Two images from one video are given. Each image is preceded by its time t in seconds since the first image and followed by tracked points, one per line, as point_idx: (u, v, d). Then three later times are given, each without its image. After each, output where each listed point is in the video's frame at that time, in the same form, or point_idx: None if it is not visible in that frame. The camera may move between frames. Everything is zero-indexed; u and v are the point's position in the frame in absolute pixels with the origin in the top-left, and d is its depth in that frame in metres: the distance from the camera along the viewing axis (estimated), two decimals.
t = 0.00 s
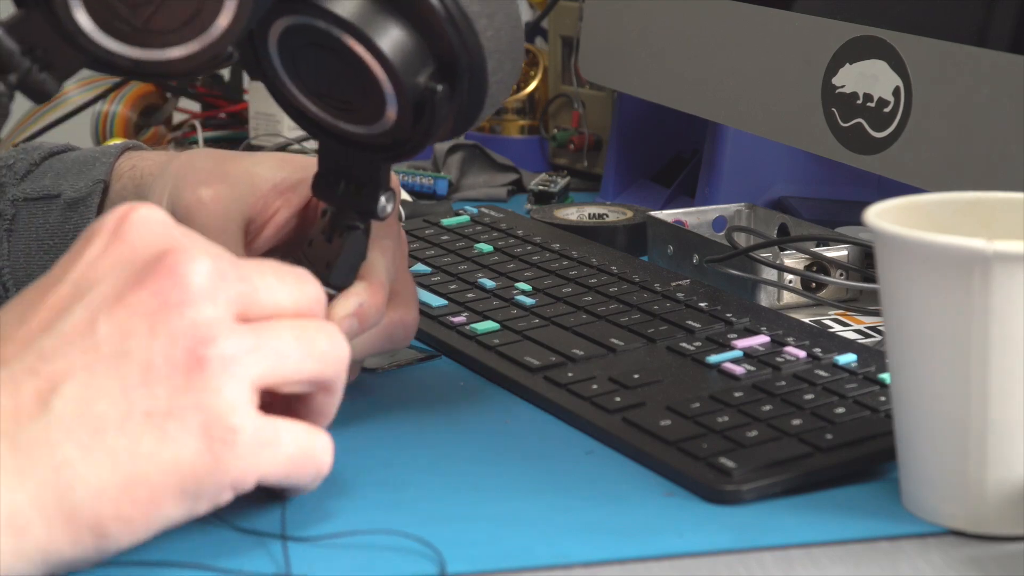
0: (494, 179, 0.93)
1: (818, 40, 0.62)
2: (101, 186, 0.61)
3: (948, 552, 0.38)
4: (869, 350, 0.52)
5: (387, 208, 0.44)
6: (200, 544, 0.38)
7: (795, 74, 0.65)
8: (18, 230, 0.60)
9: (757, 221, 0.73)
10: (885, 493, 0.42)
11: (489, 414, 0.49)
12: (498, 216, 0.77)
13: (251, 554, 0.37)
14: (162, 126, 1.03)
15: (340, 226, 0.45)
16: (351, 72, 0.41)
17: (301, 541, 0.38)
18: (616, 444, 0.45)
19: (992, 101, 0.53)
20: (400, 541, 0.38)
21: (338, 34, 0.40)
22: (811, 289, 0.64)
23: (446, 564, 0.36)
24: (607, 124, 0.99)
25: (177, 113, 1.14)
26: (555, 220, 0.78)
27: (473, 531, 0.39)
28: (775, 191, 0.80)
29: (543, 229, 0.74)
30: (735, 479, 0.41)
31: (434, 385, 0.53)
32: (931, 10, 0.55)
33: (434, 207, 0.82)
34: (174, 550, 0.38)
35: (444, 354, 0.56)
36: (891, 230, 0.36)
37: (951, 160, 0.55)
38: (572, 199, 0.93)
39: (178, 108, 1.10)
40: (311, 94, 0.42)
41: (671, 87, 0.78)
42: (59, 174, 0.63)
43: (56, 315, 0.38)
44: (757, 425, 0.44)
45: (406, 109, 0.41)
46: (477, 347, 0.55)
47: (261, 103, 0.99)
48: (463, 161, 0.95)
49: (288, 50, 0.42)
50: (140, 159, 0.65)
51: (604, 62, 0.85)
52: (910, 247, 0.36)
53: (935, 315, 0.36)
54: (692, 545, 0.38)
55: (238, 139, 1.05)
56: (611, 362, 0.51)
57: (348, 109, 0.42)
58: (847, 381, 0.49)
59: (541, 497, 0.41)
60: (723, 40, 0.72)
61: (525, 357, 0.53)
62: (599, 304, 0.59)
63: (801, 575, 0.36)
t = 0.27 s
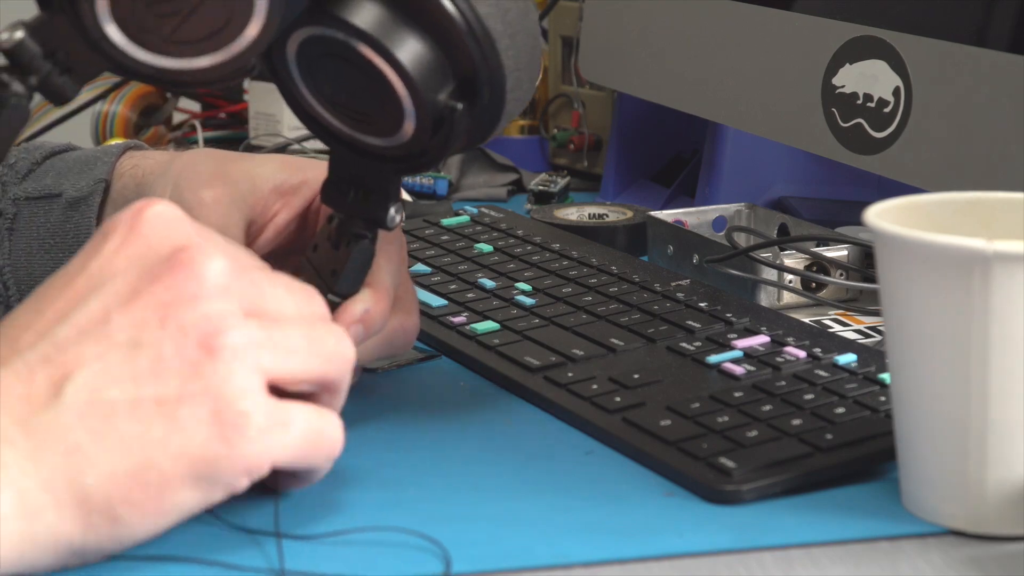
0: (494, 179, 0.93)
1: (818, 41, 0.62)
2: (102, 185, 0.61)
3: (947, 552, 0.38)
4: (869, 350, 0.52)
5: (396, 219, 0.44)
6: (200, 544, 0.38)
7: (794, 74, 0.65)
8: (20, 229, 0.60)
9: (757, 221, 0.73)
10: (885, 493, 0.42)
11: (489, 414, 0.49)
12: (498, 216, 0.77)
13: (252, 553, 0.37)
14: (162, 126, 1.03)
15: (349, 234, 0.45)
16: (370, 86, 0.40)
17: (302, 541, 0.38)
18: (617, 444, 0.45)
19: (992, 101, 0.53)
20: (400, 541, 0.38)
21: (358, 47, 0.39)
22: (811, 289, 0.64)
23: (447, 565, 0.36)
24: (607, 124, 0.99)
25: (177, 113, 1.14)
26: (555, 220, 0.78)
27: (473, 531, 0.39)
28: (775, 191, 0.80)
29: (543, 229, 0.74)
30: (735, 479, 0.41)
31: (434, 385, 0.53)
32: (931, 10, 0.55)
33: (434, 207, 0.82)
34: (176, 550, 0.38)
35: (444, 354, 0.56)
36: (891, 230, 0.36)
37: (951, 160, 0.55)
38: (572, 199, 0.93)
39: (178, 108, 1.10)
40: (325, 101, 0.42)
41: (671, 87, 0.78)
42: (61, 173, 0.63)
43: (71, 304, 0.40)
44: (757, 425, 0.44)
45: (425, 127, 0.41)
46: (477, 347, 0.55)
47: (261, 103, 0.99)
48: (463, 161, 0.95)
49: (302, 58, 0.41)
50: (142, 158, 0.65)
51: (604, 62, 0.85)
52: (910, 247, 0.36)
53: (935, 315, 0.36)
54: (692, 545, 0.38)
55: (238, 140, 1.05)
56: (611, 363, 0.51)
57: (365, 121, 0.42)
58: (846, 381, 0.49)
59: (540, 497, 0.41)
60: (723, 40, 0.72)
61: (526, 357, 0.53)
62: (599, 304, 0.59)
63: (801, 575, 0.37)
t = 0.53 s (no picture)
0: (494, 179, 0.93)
1: (818, 41, 0.62)
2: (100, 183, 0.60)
3: (948, 552, 0.38)
4: (869, 350, 0.52)
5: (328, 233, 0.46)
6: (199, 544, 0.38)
7: (794, 74, 0.65)
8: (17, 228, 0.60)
9: (757, 221, 0.73)
10: (885, 494, 0.42)
11: (489, 414, 0.49)
12: (499, 216, 0.77)
13: (251, 552, 0.37)
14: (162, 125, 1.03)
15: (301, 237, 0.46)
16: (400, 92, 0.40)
17: (302, 541, 0.38)
18: (616, 444, 0.45)
19: (992, 101, 0.53)
20: (399, 540, 0.38)
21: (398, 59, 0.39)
22: (811, 289, 0.64)
23: (446, 564, 0.36)
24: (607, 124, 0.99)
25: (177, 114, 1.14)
26: (555, 220, 0.77)
27: (472, 531, 0.39)
28: (775, 191, 0.80)
29: (543, 229, 0.74)
30: (735, 479, 0.41)
31: (434, 385, 0.53)
32: (931, 10, 0.55)
33: (435, 207, 0.82)
34: (175, 549, 0.38)
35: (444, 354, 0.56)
36: (891, 230, 0.36)
37: (951, 160, 0.55)
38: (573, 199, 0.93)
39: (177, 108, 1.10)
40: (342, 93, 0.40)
41: (671, 87, 0.78)
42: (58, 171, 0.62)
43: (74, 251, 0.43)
44: (757, 425, 0.44)
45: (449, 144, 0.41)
46: (477, 347, 0.55)
47: (262, 103, 0.99)
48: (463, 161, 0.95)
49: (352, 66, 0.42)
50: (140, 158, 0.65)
51: (604, 62, 0.85)
52: (910, 247, 0.36)
53: (935, 315, 0.36)
54: (692, 545, 0.38)
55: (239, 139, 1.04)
56: (611, 362, 0.51)
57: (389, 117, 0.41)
58: (847, 381, 0.49)
59: (539, 496, 0.41)
60: (723, 40, 0.72)
61: (525, 357, 0.53)
62: (599, 304, 0.59)
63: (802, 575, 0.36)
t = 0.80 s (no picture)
0: (494, 179, 0.93)
1: (818, 40, 0.63)
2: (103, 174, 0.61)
3: (948, 552, 0.38)
4: (869, 350, 0.52)
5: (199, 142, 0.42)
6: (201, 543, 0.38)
7: (794, 74, 0.65)
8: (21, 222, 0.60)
9: (758, 221, 0.73)
10: (885, 494, 0.42)
11: (489, 413, 0.49)
12: (499, 216, 0.77)
13: (251, 552, 0.37)
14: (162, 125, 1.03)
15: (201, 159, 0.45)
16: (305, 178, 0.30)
17: (301, 541, 0.38)
18: (616, 444, 0.45)
19: (992, 101, 0.53)
20: (399, 540, 0.38)
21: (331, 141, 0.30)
22: (812, 289, 0.64)
23: (445, 564, 0.36)
24: (607, 124, 0.99)
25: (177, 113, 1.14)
26: (555, 220, 0.78)
27: (471, 531, 0.39)
28: (775, 191, 0.80)
29: (543, 229, 0.74)
30: (734, 479, 0.41)
31: (434, 384, 0.53)
32: (931, 10, 0.55)
33: (435, 207, 0.82)
34: (176, 548, 0.38)
35: (444, 354, 0.56)
36: (891, 230, 0.36)
37: (951, 160, 0.55)
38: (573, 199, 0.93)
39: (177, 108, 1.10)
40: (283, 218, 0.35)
41: (671, 87, 0.78)
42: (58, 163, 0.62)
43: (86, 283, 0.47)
44: (757, 425, 0.44)
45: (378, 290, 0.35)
46: (477, 347, 0.55)
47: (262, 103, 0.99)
48: (463, 161, 0.95)
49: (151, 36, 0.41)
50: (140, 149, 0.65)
51: (604, 62, 0.85)
52: (910, 247, 0.36)
53: (936, 315, 0.36)
54: (691, 545, 0.38)
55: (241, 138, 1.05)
56: (611, 363, 0.51)
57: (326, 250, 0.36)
58: (847, 381, 0.49)
59: (539, 497, 0.41)
60: (723, 39, 0.72)
61: (525, 357, 0.53)
62: (599, 304, 0.59)
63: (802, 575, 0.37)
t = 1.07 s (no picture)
0: (494, 179, 0.93)
1: (818, 40, 0.62)
2: (117, 185, 0.63)
3: (948, 552, 0.38)
4: (869, 350, 0.52)
5: (301, 145, 0.46)
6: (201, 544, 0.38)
7: (794, 73, 0.65)
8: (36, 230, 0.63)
9: (757, 221, 0.73)
10: (885, 494, 0.42)
11: (488, 413, 0.49)
12: (498, 216, 0.77)
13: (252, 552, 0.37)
14: (163, 125, 1.03)
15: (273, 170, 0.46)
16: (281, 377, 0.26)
17: (301, 541, 0.38)
18: (616, 444, 0.45)
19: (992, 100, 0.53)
20: (399, 540, 0.38)
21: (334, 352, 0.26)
22: (811, 289, 0.64)
23: (446, 565, 0.36)
24: (607, 124, 0.99)
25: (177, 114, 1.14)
26: (555, 220, 0.77)
27: (470, 530, 0.39)
28: (775, 191, 0.80)
29: (543, 229, 0.74)
30: (735, 479, 0.41)
31: (434, 384, 0.53)
32: (931, 9, 0.55)
33: (435, 207, 0.82)
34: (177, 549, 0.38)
35: (444, 354, 0.56)
36: (891, 230, 0.36)
37: (950, 160, 0.55)
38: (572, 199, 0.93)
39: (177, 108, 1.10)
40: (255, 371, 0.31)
41: (671, 86, 0.78)
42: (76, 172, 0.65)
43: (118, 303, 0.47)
44: (757, 425, 0.44)
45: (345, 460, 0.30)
46: (477, 347, 0.55)
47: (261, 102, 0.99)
48: (463, 161, 0.95)
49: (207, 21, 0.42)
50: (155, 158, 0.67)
51: (604, 62, 0.85)
52: (910, 247, 0.36)
53: (935, 315, 0.36)
54: (692, 545, 0.38)
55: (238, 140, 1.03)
56: (611, 362, 0.51)
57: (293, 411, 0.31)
58: (847, 381, 0.49)
59: (540, 497, 0.41)
60: (723, 39, 0.72)
61: (526, 357, 0.53)
62: (599, 304, 0.59)
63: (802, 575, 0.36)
